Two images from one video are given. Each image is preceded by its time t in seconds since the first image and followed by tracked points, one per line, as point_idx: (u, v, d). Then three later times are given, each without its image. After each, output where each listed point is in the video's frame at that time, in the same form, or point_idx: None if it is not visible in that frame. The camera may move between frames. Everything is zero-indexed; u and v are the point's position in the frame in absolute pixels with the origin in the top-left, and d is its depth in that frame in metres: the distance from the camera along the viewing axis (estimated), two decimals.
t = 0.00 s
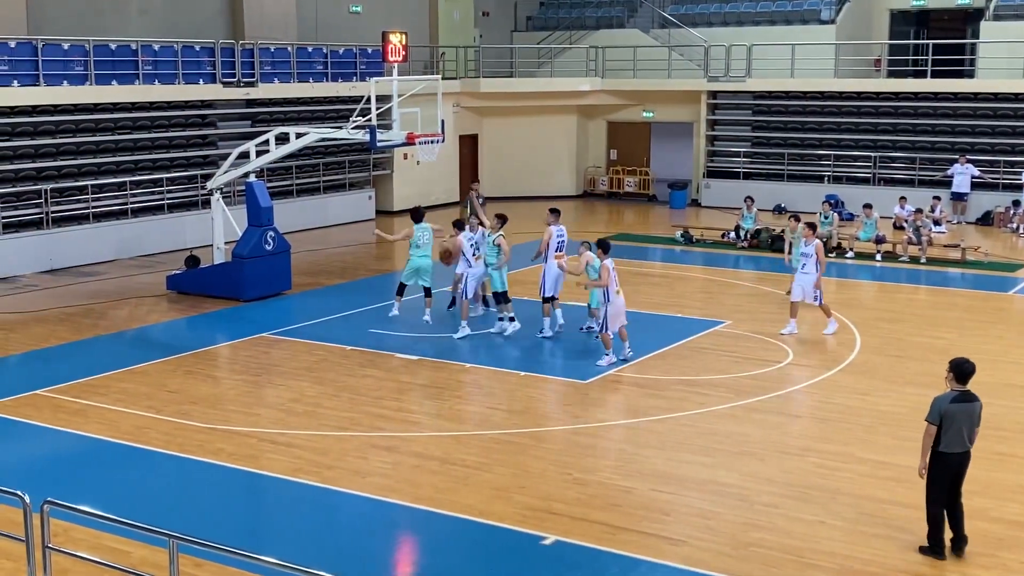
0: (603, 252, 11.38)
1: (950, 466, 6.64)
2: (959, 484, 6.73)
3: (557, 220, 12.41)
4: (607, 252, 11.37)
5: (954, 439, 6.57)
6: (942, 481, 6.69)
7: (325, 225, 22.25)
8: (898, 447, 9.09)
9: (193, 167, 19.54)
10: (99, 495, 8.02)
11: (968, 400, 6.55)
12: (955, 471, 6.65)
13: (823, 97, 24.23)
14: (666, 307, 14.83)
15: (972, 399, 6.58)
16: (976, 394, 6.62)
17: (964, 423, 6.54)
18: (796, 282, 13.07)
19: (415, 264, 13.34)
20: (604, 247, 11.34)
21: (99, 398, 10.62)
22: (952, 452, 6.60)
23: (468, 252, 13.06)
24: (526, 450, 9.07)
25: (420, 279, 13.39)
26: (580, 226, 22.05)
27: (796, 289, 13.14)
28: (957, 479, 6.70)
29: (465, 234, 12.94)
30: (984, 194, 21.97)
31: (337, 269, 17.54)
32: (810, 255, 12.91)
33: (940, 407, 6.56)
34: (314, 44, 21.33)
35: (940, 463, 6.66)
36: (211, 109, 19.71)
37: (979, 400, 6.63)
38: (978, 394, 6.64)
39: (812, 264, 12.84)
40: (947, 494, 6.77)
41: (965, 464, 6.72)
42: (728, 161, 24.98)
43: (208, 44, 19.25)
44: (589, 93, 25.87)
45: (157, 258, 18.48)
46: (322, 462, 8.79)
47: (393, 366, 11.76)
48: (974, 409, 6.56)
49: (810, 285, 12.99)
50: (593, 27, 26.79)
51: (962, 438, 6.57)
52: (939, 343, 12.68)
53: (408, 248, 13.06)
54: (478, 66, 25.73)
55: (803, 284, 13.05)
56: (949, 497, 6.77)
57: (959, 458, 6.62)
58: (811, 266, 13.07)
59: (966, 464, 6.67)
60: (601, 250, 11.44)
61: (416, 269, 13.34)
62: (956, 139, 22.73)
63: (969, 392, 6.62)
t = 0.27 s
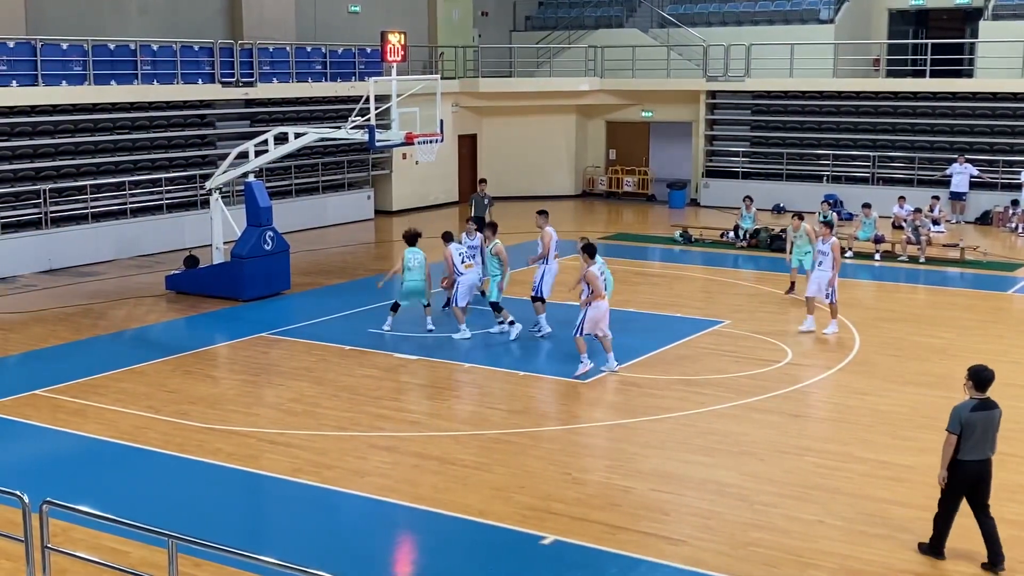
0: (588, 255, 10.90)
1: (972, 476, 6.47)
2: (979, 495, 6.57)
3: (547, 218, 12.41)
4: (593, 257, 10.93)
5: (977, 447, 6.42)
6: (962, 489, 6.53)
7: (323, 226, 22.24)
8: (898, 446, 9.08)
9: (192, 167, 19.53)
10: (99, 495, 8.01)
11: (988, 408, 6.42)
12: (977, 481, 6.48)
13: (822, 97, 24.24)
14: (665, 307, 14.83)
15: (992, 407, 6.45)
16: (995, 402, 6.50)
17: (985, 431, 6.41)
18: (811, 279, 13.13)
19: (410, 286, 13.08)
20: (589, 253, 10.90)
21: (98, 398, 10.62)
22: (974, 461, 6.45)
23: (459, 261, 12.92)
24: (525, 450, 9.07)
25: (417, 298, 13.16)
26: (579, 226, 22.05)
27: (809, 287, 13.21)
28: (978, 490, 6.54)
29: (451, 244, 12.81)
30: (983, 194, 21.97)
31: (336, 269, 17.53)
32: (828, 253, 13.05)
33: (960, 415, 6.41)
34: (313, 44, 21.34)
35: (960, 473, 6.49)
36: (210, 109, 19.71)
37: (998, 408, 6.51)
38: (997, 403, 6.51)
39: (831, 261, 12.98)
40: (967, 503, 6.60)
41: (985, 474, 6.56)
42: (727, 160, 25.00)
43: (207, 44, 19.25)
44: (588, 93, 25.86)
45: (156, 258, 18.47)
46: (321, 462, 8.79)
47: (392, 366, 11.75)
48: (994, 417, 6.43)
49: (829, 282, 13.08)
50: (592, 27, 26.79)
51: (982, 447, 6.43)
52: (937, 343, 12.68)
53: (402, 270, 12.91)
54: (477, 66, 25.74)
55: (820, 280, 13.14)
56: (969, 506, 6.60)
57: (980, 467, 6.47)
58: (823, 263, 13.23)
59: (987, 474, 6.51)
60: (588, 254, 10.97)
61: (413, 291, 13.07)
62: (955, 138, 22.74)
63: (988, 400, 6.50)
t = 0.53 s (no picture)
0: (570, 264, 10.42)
1: (991, 477, 6.42)
2: (998, 496, 6.52)
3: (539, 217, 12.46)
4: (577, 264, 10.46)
5: (995, 448, 6.37)
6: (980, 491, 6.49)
7: (319, 225, 22.22)
8: (895, 446, 9.09)
9: (188, 166, 19.51)
10: (95, 495, 8.00)
11: (1005, 408, 6.36)
12: (996, 482, 6.44)
13: (818, 97, 24.24)
14: (662, 306, 14.83)
15: (1009, 408, 6.39)
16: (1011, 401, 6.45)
17: (1003, 431, 6.36)
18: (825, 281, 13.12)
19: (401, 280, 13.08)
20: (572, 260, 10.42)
21: (94, 398, 10.61)
22: (993, 462, 6.40)
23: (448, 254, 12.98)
24: (522, 450, 9.07)
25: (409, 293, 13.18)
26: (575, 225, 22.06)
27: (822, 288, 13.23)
28: (997, 491, 6.49)
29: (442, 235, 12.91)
30: (978, 194, 22.00)
31: (332, 269, 17.51)
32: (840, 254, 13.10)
33: (977, 417, 6.35)
34: (309, 44, 21.32)
35: (978, 474, 6.44)
36: (206, 109, 19.70)
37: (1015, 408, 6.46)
38: (1013, 403, 6.46)
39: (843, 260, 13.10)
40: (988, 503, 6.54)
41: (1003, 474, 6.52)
42: (723, 160, 25.03)
43: (203, 44, 19.23)
44: (584, 92, 25.86)
45: (153, 258, 18.45)
46: (318, 462, 8.78)
47: (388, 366, 11.75)
48: (1012, 417, 6.38)
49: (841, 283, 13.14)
50: (588, 26, 26.80)
51: (1002, 447, 6.38)
52: (933, 342, 12.69)
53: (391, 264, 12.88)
54: (473, 66, 25.75)
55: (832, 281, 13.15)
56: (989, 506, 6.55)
57: (998, 469, 6.41)
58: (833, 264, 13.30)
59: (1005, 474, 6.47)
60: (569, 262, 10.46)
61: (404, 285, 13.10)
62: (951, 138, 22.77)
63: (1004, 400, 6.44)
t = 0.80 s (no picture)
0: (557, 263, 10.29)
1: (995, 489, 6.33)
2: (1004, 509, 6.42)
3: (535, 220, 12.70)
4: (562, 265, 10.31)
5: (999, 458, 6.29)
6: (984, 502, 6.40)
7: (310, 225, 22.19)
8: (885, 444, 9.13)
9: (178, 167, 19.47)
10: (86, 496, 7.99)
11: (1007, 418, 6.30)
12: (1000, 493, 6.34)
13: (808, 97, 24.30)
14: (652, 306, 14.86)
15: (1012, 418, 6.31)
16: (1018, 413, 6.38)
17: (1005, 442, 6.29)
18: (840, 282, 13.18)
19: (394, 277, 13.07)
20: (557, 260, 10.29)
21: (85, 399, 10.59)
22: (997, 473, 6.31)
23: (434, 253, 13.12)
24: (513, 450, 9.08)
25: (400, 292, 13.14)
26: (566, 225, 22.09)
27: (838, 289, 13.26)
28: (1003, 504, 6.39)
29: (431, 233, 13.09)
30: (967, 193, 22.09)
31: (323, 269, 17.50)
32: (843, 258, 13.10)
33: (976, 425, 6.32)
34: (299, 44, 21.30)
35: (982, 485, 6.36)
36: (196, 109, 19.66)
37: (1022, 420, 6.38)
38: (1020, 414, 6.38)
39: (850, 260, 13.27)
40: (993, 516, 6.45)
41: (1010, 487, 6.42)
42: (713, 159, 25.09)
43: (193, 44, 19.19)
44: (575, 92, 25.87)
45: (143, 258, 18.41)
46: (309, 462, 8.79)
47: (379, 366, 11.75)
48: (1016, 428, 6.30)
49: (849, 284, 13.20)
50: (578, 26, 26.82)
51: (1005, 458, 6.30)
52: (922, 341, 12.74)
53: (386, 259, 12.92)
54: (464, 66, 25.75)
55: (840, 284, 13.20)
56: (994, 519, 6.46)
57: (1002, 480, 6.32)
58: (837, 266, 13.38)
59: (1011, 486, 6.38)
60: (554, 262, 10.33)
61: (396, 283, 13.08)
62: (941, 137, 22.85)
63: (1009, 411, 6.37)
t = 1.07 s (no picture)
0: (552, 273, 10.01)
1: (992, 490, 6.18)
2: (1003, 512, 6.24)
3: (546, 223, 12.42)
4: (556, 278, 10.02)
5: (999, 457, 6.15)
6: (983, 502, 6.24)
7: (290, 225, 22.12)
8: (864, 441, 9.18)
9: (157, 166, 19.36)
10: (64, 498, 7.94)
11: (1009, 417, 6.19)
12: (996, 494, 6.19)
13: (788, 95, 24.39)
14: (633, 305, 14.88)
15: (1015, 419, 6.19)
16: None
17: (1004, 442, 6.16)
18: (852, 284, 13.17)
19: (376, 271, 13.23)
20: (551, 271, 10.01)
21: (63, 400, 10.51)
22: (995, 472, 6.16)
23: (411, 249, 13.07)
24: (495, 449, 9.08)
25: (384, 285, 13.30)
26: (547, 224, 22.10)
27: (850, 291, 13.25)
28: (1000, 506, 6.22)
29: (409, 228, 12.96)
30: (946, 190, 22.24)
31: (304, 269, 17.45)
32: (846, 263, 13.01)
33: (976, 420, 6.24)
34: (278, 42, 21.21)
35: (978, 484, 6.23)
36: (175, 108, 19.54)
37: None
38: None
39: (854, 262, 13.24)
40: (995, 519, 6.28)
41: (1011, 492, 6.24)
42: (694, 158, 25.18)
43: (171, 42, 19.08)
44: (555, 91, 25.87)
45: (122, 258, 18.30)
46: (290, 462, 8.75)
47: (361, 366, 11.72)
48: (1018, 429, 6.17)
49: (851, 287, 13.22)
50: (558, 24, 26.84)
51: (1004, 458, 6.15)
52: (900, 339, 12.82)
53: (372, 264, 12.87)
54: (444, 64, 25.75)
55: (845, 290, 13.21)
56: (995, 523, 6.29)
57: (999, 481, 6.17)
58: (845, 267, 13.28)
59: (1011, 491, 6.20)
60: (551, 272, 10.07)
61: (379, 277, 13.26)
62: (920, 135, 22.99)
63: (1015, 413, 6.24)
